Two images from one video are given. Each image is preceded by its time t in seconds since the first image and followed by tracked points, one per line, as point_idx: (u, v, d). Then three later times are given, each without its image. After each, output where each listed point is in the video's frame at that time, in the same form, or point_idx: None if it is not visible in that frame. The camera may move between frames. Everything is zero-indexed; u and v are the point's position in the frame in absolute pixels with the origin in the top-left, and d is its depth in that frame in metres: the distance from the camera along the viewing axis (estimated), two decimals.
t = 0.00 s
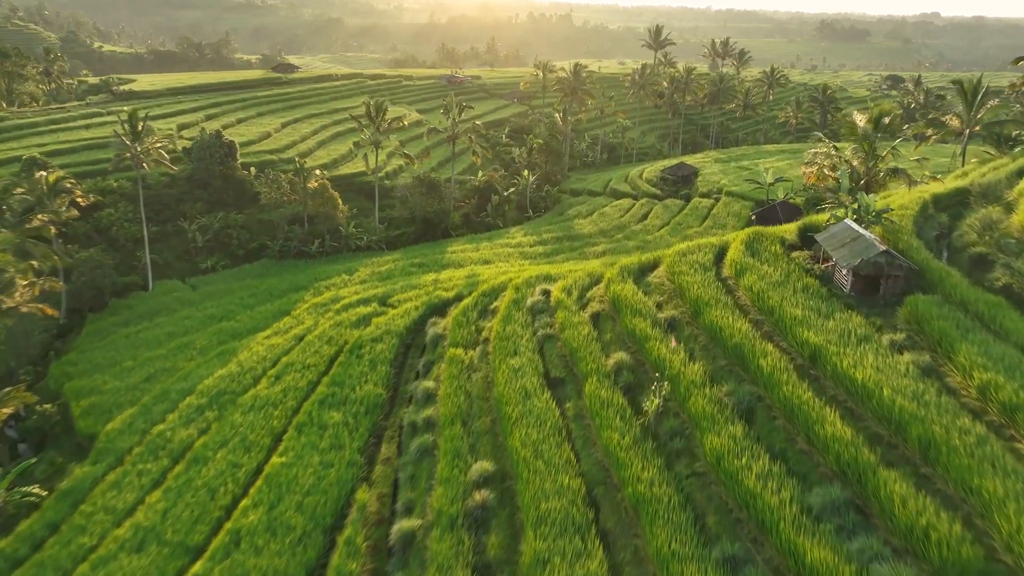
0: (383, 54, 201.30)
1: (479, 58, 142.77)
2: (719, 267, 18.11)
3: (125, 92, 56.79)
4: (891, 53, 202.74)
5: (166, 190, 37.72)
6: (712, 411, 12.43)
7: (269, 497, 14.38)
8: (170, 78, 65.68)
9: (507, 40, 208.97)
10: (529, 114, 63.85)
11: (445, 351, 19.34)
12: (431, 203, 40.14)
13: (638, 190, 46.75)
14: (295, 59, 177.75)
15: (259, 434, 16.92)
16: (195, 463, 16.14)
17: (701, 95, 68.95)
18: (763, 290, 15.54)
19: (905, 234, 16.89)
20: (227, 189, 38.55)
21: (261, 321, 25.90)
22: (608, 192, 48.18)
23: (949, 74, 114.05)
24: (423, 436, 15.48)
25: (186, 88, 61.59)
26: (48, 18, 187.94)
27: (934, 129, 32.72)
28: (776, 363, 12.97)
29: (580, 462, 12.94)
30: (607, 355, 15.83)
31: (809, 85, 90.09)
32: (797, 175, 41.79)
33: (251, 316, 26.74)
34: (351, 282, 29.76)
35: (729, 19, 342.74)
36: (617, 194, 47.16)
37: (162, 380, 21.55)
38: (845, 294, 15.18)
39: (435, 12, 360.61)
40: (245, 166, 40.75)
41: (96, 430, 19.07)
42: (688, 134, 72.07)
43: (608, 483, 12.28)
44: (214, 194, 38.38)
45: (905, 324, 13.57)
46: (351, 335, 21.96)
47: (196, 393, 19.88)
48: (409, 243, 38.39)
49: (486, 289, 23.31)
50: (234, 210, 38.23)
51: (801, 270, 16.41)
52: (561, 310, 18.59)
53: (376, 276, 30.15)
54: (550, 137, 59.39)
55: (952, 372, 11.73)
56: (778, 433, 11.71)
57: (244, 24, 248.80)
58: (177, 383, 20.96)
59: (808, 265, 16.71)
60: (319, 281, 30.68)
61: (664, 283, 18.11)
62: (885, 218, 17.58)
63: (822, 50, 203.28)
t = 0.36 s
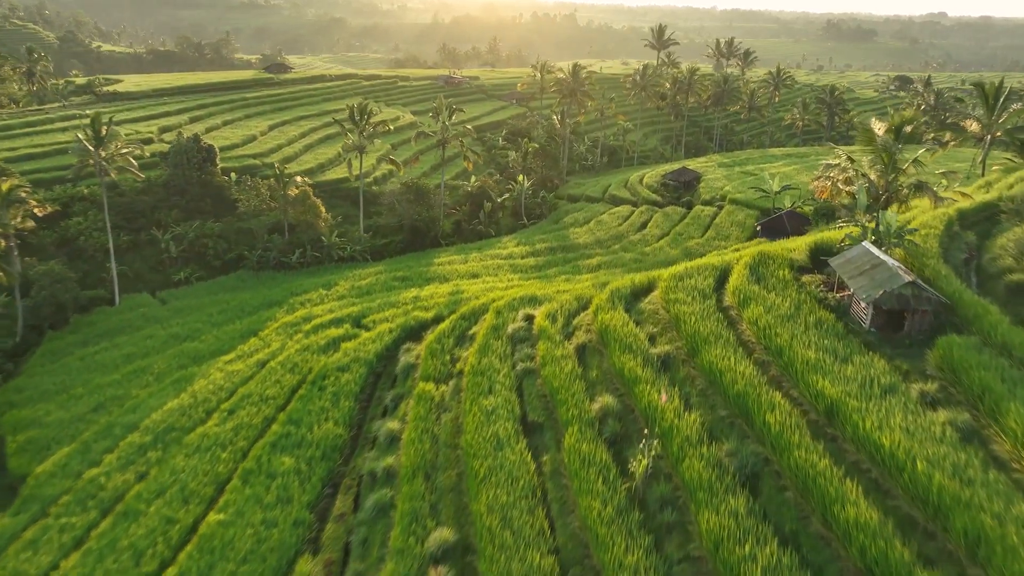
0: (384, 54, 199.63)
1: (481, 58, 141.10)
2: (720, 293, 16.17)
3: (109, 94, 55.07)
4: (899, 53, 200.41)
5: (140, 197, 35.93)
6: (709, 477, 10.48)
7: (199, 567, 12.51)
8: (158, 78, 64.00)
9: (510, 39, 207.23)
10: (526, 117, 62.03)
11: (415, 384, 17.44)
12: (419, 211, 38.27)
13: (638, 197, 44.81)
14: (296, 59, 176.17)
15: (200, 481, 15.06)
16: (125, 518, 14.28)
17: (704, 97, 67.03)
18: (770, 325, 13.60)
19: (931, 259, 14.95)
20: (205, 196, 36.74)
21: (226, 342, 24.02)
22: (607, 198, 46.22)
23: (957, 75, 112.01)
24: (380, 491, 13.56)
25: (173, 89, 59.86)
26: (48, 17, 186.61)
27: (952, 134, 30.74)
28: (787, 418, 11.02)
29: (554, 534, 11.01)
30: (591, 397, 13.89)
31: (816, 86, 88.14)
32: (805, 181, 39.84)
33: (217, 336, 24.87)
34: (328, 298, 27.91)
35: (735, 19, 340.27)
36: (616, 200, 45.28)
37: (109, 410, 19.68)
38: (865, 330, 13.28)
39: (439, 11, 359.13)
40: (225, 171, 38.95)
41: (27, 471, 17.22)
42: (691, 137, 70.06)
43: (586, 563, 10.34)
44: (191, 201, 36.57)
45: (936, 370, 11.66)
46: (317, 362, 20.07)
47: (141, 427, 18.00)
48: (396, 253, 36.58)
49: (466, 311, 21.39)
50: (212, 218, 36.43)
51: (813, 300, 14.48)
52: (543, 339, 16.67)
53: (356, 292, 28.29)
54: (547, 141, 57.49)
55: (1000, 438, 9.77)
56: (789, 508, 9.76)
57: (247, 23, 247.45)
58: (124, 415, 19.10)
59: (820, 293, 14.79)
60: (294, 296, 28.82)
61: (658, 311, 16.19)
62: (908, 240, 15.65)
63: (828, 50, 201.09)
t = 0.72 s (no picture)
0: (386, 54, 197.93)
1: (482, 58, 139.27)
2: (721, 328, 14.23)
3: (92, 94, 53.29)
4: (906, 53, 198.06)
5: (111, 205, 34.13)
6: (705, 571, 8.53)
7: None
8: (145, 78, 62.21)
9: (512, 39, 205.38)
10: (524, 119, 60.17)
11: (378, 425, 15.53)
12: (406, 219, 36.40)
13: (637, 203, 42.87)
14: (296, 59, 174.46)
15: (124, 542, 13.17)
16: None
17: (708, 98, 65.09)
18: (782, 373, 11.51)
19: (964, 291, 13.05)
20: (180, 203, 34.93)
21: (185, 367, 22.13)
22: (605, 204, 44.30)
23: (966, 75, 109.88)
24: (323, 562, 11.65)
25: (160, 90, 58.06)
26: (47, 16, 185.14)
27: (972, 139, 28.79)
28: (801, 496, 9.09)
29: None
30: (570, 452, 11.97)
31: (823, 86, 86.17)
32: (812, 188, 37.92)
33: (177, 360, 22.98)
34: (301, 315, 26.03)
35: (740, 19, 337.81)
36: (614, 206, 43.38)
37: (44, 448, 17.80)
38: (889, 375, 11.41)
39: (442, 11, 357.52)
40: (202, 177, 37.13)
41: None
42: (694, 140, 68.10)
43: None
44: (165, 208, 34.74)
45: (979, 435, 9.78)
46: (275, 394, 18.16)
47: (72, 470, 16.10)
48: (381, 263, 34.74)
49: (443, 336, 19.44)
50: (187, 226, 34.61)
51: (828, 338, 12.55)
52: (521, 377, 14.74)
53: (331, 309, 26.42)
54: (545, 144, 55.58)
55: None
56: None
57: (248, 22, 245.87)
58: (59, 453, 17.22)
59: (837, 330, 12.87)
60: (267, 313, 26.95)
61: (649, 347, 14.26)
62: (937, 268, 13.73)
63: (834, 50, 198.88)
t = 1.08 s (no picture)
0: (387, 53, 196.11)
1: (483, 57, 137.21)
2: (722, 375, 12.30)
3: (73, 94, 51.50)
4: (913, 52, 195.57)
5: (79, 213, 32.32)
6: None
7: None
8: (131, 78, 60.41)
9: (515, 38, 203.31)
10: (521, 121, 58.28)
11: (330, 477, 13.62)
12: (391, 227, 34.56)
13: (637, 210, 40.91)
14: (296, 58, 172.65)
15: None
16: None
17: (712, 99, 63.07)
18: (795, 446, 9.81)
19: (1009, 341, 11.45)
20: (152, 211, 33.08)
21: (136, 395, 20.23)
22: (603, 211, 42.41)
23: (976, 75, 107.45)
24: None
25: (145, 90, 56.20)
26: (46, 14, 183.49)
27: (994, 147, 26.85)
28: None
29: None
30: (539, 529, 10.02)
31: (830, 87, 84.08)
32: (822, 196, 35.91)
33: (129, 386, 21.09)
34: (269, 336, 24.12)
35: (745, 19, 335.25)
36: (613, 212, 41.47)
37: None
38: (925, 442, 9.96)
39: (445, 10, 355.64)
40: (178, 183, 35.30)
41: None
42: (697, 143, 66.08)
43: None
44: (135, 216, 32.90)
45: None
46: (224, 433, 16.24)
47: None
48: (364, 275, 32.91)
49: (413, 367, 17.49)
50: (159, 235, 32.78)
51: (851, 396, 10.92)
52: (491, 425, 12.80)
53: (302, 329, 24.50)
54: (542, 147, 53.61)
55: None
56: None
57: (250, 21, 244.09)
58: None
59: (860, 381, 11.29)
60: (234, 332, 25.07)
61: (638, 393, 12.35)
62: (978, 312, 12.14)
63: (840, 50, 196.45)
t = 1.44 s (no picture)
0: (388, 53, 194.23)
1: (485, 57, 135.14)
2: (728, 447, 10.50)
3: (53, 96, 49.69)
4: (921, 52, 192.94)
5: (42, 223, 30.48)
6: None
7: None
8: (116, 79, 58.56)
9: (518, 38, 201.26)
10: (519, 124, 56.42)
11: (265, 548, 11.64)
12: (375, 238, 32.72)
13: (637, 218, 38.89)
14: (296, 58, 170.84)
15: None
16: None
17: (716, 101, 61.08)
18: (821, 559, 8.10)
19: None
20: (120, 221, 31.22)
21: (77, 429, 18.32)
22: (601, 219, 40.49)
23: (986, 76, 105.18)
24: None
25: (129, 91, 54.30)
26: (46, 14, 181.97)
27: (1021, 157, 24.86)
28: None
29: None
30: None
31: (839, 88, 81.97)
32: (832, 206, 33.91)
33: (71, 419, 19.17)
34: (232, 361, 22.14)
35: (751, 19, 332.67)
36: (611, 221, 39.58)
37: None
38: (984, 549, 8.29)
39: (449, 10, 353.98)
40: (151, 191, 33.49)
41: None
42: (701, 146, 63.96)
43: None
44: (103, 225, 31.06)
45: None
46: (158, 484, 14.29)
47: None
48: (344, 290, 31.06)
49: (377, 408, 15.50)
50: (128, 246, 30.94)
51: (885, 484, 9.34)
52: (452, 493, 10.83)
53: (268, 353, 22.52)
54: (539, 150, 51.60)
55: None
56: None
57: (252, 20, 242.37)
58: None
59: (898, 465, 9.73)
60: (194, 355, 23.11)
61: (629, 464, 10.52)
62: None
63: (847, 50, 193.98)
